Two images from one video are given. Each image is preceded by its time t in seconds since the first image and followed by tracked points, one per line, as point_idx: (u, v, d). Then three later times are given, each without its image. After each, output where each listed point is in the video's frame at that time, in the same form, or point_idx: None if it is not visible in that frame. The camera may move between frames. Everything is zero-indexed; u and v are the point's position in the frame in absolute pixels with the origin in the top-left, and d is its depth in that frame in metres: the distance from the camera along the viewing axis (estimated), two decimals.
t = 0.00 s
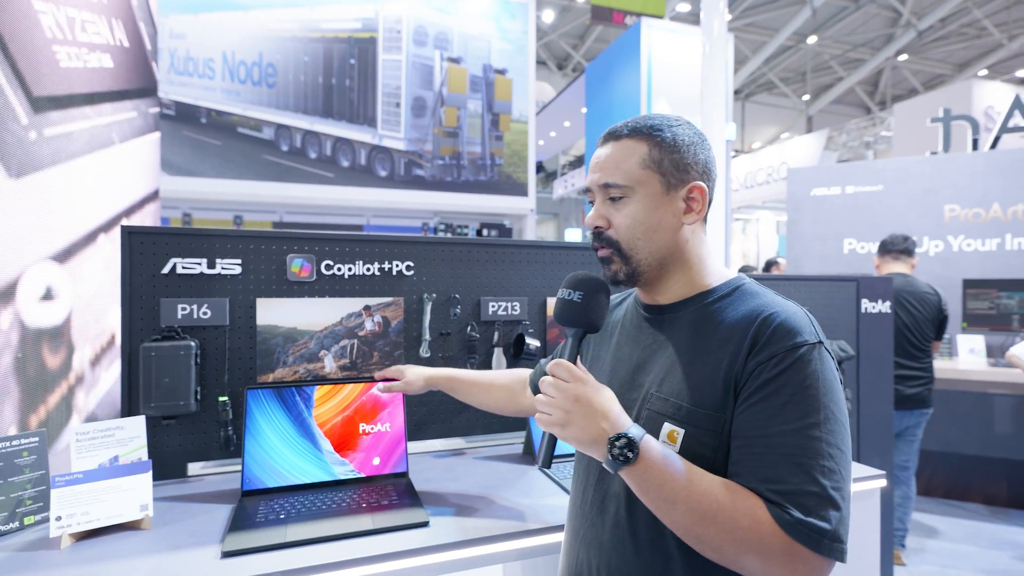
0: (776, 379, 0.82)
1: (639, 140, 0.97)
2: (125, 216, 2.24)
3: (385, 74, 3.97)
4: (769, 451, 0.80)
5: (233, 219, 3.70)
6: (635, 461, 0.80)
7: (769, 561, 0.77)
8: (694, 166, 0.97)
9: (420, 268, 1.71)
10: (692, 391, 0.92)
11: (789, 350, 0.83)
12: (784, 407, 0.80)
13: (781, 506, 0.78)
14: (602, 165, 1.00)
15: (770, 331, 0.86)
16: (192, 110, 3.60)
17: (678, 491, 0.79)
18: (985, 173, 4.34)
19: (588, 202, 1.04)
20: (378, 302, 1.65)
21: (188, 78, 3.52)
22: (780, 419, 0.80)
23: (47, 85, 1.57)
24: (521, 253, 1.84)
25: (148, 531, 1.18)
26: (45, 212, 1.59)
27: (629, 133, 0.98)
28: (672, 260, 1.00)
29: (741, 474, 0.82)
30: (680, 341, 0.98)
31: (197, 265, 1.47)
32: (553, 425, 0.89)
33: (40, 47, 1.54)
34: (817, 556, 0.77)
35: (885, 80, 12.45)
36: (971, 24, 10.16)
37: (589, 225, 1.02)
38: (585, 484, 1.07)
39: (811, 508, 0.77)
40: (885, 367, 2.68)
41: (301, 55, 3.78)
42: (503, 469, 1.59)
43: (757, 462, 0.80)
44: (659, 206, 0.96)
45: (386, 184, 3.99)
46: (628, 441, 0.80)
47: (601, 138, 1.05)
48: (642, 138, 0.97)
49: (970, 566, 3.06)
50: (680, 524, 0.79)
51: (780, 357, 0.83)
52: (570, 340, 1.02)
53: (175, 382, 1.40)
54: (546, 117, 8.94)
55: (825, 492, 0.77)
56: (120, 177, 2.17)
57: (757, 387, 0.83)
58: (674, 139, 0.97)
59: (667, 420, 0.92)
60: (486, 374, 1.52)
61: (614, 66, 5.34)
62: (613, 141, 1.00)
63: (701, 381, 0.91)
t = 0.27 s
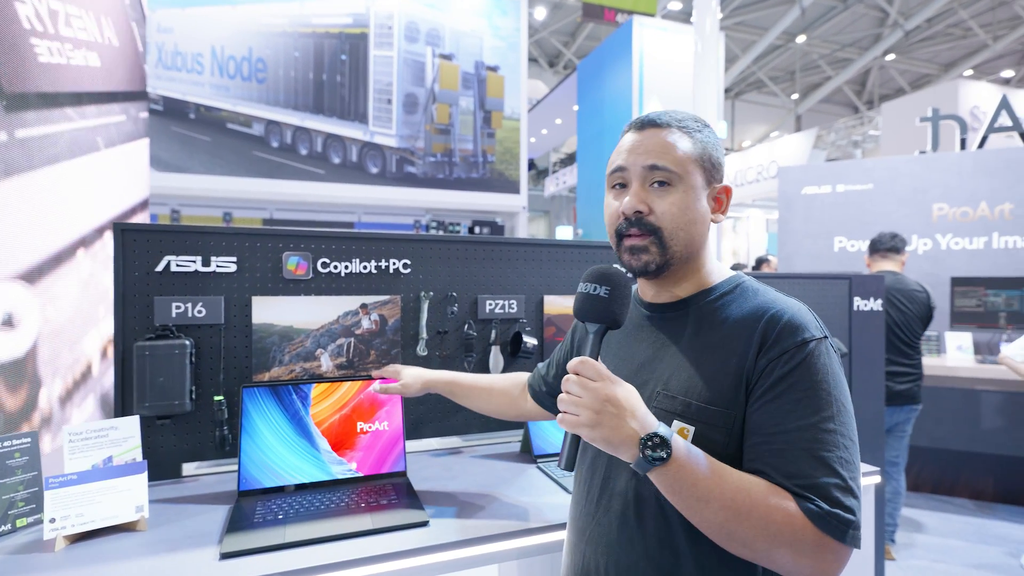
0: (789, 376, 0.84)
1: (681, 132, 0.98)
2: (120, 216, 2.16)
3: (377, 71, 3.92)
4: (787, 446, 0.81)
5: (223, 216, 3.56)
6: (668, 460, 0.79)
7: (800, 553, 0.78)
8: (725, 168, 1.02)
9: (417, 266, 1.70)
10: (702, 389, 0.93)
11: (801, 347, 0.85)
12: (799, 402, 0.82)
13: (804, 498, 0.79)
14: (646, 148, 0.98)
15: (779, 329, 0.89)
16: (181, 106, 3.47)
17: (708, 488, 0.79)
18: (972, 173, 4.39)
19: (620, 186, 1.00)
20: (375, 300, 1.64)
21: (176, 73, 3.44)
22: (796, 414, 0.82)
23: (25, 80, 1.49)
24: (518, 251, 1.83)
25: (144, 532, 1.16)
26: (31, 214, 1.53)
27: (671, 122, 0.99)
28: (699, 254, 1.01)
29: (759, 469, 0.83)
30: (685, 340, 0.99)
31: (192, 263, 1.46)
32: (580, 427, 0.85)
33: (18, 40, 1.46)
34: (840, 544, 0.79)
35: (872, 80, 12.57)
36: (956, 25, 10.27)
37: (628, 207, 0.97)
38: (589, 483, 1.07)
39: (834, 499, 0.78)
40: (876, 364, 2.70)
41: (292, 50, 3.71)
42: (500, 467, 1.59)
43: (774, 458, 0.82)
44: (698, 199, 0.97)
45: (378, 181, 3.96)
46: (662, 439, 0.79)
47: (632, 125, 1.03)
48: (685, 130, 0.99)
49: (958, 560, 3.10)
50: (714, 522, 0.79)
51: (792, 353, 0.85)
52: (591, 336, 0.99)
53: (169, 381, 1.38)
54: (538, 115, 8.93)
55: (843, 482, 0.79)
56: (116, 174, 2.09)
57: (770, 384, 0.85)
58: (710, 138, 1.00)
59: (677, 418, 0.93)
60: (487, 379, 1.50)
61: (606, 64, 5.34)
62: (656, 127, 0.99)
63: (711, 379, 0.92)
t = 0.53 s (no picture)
0: (799, 376, 0.85)
1: (694, 134, 0.99)
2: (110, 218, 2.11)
3: (371, 68, 3.89)
4: (799, 444, 0.82)
5: (216, 215, 3.50)
6: (684, 459, 0.79)
7: (814, 551, 0.79)
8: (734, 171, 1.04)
9: (418, 265, 1.69)
10: (712, 389, 0.93)
11: (810, 347, 0.86)
12: (810, 402, 0.83)
13: (818, 496, 0.80)
14: (663, 150, 0.98)
15: (789, 329, 0.89)
16: (173, 103, 3.42)
17: (724, 487, 0.80)
18: (965, 172, 4.42)
19: (636, 188, 0.99)
20: (376, 300, 1.63)
21: (170, 70, 3.37)
22: (807, 414, 0.82)
23: (30, 78, 1.44)
24: (519, 250, 1.83)
25: (146, 534, 1.15)
26: (34, 214, 1.49)
27: (684, 124, 0.99)
28: (713, 256, 1.02)
29: (772, 468, 0.84)
30: (693, 340, 0.99)
31: (192, 262, 1.44)
32: (597, 426, 0.83)
33: (23, 39, 1.41)
34: (853, 541, 0.80)
35: (864, 79, 12.64)
36: (947, 25, 10.35)
37: (645, 209, 0.96)
38: (596, 482, 1.07)
39: (847, 497, 0.79)
40: (872, 363, 2.71)
41: (286, 47, 3.68)
42: (502, 467, 1.58)
43: (786, 457, 0.83)
44: (713, 200, 0.98)
45: (373, 179, 3.94)
46: (679, 439, 0.79)
47: (645, 126, 1.02)
48: (697, 132, 0.99)
49: (952, 557, 3.13)
50: (730, 521, 0.79)
51: (802, 353, 0.86)
52: (606, 335, 0.98)
53: (170, 382, 1.37)
54: (533, 113, 8.92)
55: (855, 481, 0.80)
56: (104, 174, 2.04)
57: (781, 384, 0.86)
58: (719, 141, 1.02)
59: (687, 418, 0.93)
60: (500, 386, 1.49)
61: (601, 63, 5.34)
62: (671, 129, 0.99)
63: (721, 379, 0.93)
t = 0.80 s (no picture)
0: (808, 376, 0.85)
1: (703, 135, 0.98)
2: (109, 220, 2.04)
3: (368, 65, 3.83)
4: (809, 444, 0.82)
5: (211, 212, 3.48)
6: (696, 459, 0.79)
7: (824, 549, 0.79)
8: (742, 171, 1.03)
9: (421, 264, 1.68)
10: (721, 388, 0.93)
11: (820, 346, 0.86)
12: (819, 402, 0.83)
13: (828, 495, 0.80)
14: (673, 151, 0.97)
15: (797, 329, 0.89)
16: (168, 101, 3.41)
17: (735, 486, 0.79)
18: (960, 171, 4.45)
19: (645, 189, 0.99)
20: (379, 299, 1.62)
21: (163, 67, 3.35)
22: (817, 413, 0.82)
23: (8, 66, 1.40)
24: (522, 248, 1.82)
25: (150, 536, 1.14)
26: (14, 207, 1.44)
27: (694, 125, 0.98)
28: (721, 256, 1.02)
29: (782, 467, 0.84)
30: (700, 339, 0.99)
31: (194, 261, 1.43)
32: (609, 424, 0.82)
33: None
34: (862, 539, 0.80)
35: (857, 79, 12.70)
36: (939, 25, 10.40)
37: (655, 211, 0.96)
38: (604, 480, 1.06)
39: (856, 495, 0.79)
40: (872, 361, 2.72)
41: (282, 45, 3.59)
42: (507, 466, 1.58)
43: (795, 456, 0.83)
44: (722, 202, 0.98)
45: (369, 177, 3.89)
46: (691, 438, 0.79)
47: (653, 127, 1.02)
48: (706, 133, 0.99)
49: (948, 554, 3.15)
50: (741, 520, 0.79)
51: (811, 353, 0.86)
52: (618, 333, 0.96)
53: (172, 381, 1.36)
54: (529, 112, 8.91)
55: (863, 479, 0.80)
56: (102, 179, 1.98)
57: (790, 384, 0.85)
58: (728, 141, 1.01)
59: (695, 416, 0.93)
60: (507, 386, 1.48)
61: (597, 62, 5.34)
62: (681, 131, 0.98)
63: (729, 378, 0.93)
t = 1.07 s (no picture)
0: (819, 372, 0.84)
1: (708, 132, 0.98)
2: (81, 222, 1.96)
3: (363, 63, 3.79)
4: (820, 441, 0.81)
5: (203, 210, 3.50)
6: (709, 456, 0.78)
7: (839, 545, 0.78)
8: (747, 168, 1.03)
9: (424, 262, 1.67)
10: (730, 386, 0.92)
11: (830, 342, 0.85)
12: (830, 397, 0.82)
13: (840, 491, 0.79)
14: (678, 149, 0.96)
15: (807, 325, 0.88)
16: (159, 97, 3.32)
17: (748, 483, 0.79)
18: (954, 171, 4.48)
19: (652, 187, 0.98)
20: (381, 297, 1.60)
21: (156, 63, 3.26)
22: (827, 409, 0.82)
23: None
24: (524, 247, 1.81)
25: (151, 537, 1.12)
26: None
27: (698, 123, 0.98)
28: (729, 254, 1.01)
29: (794, 464, 0.83)
30: (708, 337, 0.98)
31: (194, 258, 1.41)
32: (621, 423, 0.81)
33: None
34: (875, 535, 0.79)
35: (849, 80, 12.78)
36: (929, 27, 10.48)
37: (662, 210, 0.95)
38: (612, 479, 1.05)
39: (870, 491, 0.79)
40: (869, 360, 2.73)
41: (276, 42, 3.57)
42: (511, 465, 1.57)
43: (808, 452, 0.82)
44: (728, 199, 0.97)
45: (362, 176, 3.79)
46: (704, 436, 0.78)
47: (658, 125, 1.01)
48: (710, 130, 0.98)
49: (944, 551, 3.16)
50: (755, 518, 0.78)
51: (821, 350, 0.85)
52: (628, 332, 0.95)
53: (172, 381, 1.34)
54: (524, 110, 8.87)
55: (876, 474, 0.80)
56: (75, 177, 1.89)
57: (800, 380, 0.85)
58: (732, 139, 1.01)
59: (705, 414, 0.92)
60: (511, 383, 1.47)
61: (592, 61, 5.33)
62: (686, 128, 0.97)
63: (738, 376, 0.92)
